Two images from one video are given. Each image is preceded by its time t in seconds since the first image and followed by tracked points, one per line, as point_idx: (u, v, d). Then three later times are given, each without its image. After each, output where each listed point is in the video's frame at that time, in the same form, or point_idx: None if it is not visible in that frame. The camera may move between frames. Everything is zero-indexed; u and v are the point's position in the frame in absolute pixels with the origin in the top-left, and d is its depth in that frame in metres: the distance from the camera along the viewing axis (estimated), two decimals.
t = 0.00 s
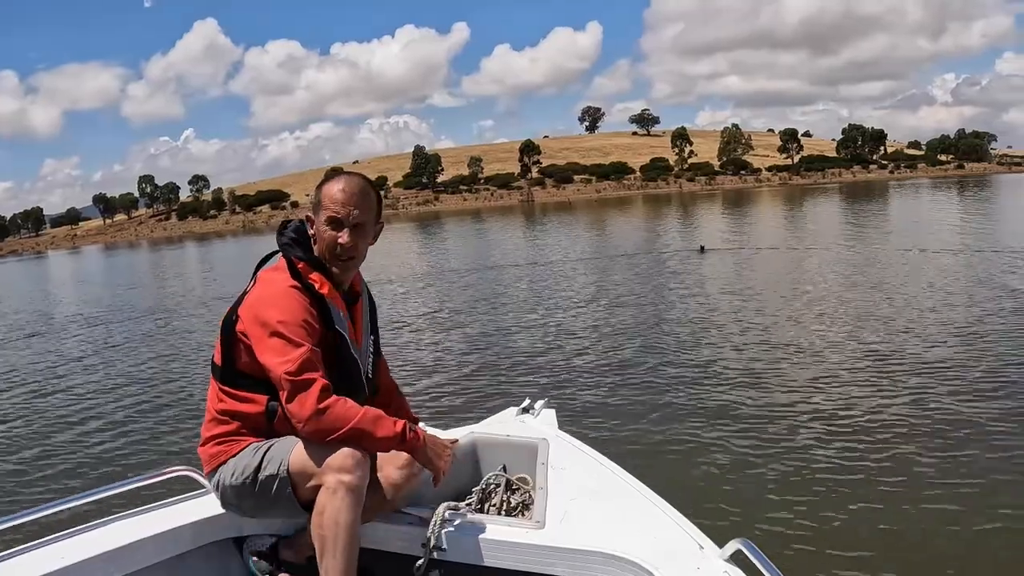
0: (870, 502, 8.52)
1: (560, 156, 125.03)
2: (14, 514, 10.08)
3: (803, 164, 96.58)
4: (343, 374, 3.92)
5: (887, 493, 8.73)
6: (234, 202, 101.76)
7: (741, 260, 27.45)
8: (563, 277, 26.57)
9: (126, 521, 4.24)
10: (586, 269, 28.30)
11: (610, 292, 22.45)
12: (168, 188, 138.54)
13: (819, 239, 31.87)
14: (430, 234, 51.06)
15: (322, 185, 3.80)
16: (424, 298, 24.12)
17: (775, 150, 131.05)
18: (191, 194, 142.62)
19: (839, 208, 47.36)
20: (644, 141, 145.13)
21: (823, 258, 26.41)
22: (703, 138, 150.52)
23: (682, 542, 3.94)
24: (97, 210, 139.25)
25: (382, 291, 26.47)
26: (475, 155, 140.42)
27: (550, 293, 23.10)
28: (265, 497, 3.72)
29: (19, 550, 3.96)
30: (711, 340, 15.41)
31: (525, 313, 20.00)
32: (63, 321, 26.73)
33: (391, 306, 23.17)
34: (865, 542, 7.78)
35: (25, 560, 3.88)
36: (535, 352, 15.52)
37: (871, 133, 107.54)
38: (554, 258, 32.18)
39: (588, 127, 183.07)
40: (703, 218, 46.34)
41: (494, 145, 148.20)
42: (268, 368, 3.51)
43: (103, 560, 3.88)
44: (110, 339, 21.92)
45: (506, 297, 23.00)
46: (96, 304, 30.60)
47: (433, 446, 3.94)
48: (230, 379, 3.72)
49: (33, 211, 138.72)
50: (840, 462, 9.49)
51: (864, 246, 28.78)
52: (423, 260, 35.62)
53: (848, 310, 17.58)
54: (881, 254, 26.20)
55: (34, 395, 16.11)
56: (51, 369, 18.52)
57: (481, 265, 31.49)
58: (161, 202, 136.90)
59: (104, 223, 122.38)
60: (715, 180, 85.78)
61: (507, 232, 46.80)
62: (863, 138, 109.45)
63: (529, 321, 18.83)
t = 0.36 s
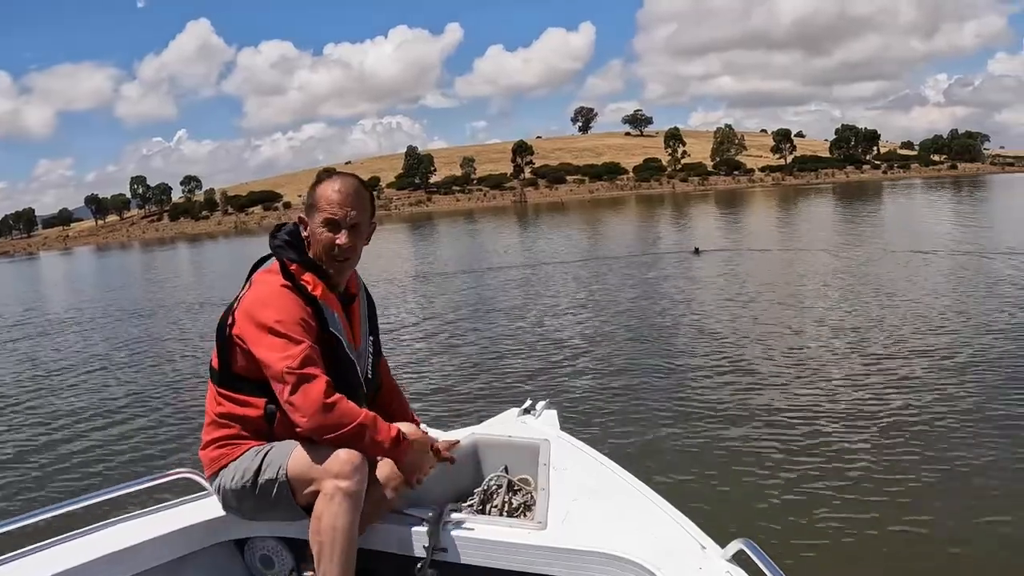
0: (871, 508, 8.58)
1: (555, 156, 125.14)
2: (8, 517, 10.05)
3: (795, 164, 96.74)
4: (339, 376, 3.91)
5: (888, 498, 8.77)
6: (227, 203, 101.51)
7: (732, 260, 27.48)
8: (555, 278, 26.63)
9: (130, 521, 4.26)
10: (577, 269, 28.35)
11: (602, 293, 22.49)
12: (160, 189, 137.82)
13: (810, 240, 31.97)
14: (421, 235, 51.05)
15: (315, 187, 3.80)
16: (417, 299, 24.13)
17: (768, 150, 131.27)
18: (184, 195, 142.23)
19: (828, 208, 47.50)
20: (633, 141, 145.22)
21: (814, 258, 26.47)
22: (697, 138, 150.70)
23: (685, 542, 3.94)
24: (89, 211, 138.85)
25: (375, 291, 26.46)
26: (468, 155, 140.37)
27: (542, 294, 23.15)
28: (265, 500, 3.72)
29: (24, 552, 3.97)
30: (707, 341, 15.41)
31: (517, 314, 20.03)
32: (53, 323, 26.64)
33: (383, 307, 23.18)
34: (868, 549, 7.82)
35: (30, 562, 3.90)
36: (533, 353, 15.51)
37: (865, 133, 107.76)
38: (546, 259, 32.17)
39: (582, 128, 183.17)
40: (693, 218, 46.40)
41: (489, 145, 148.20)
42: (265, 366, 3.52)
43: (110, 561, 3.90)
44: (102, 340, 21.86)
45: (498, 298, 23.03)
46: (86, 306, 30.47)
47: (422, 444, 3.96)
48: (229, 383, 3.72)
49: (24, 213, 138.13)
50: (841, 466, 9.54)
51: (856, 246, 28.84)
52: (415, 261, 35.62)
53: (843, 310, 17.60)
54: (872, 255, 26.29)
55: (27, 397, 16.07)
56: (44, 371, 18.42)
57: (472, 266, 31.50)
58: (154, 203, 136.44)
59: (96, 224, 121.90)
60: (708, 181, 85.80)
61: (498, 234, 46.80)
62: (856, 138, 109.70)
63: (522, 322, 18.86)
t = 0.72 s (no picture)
0: (870, 507, 8.61)
1: (548, 157, 125.26)
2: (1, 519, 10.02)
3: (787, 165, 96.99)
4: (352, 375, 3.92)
5: (886, 497, 8.80)
6: (219, 204, 101.29)
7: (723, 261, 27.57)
8: (546, 278, 26.71)
9: (132, 522, 4.27)
10: (568, 270, 28.42)
11: (594, 293, 22.56)
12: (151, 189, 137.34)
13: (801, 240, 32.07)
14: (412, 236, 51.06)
15: (331, 182, 3.81)
16: (409, 300, 24.15)
17: (761, 150, 131.56)
18: (176, 196, 141.81)
19: (817, 209, 47.69)
20: (625, 142, 145.44)
21: (805, 259, 26.57)
22: (690, 138, 150.97)
23: (686, 543, 3.95)
24: (80, 212, 138.17)
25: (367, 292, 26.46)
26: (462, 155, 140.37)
27: (535, 294, 23.21)
28: (269, 501, 3.73)
29: (26, 552, 3.98)
30: (702, 341, 15.47)
31: (510, 314, 20.09)
32: (44, 324, 26.52)
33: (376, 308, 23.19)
34: (866, 548, 7.85)
35: (33, 562, 3.90)
36: (530, 353, 15.51)
37: (857, 133, 108.12)
38: (537, 260, 32.24)
39: (575, 128, 183.34)
40: (684, 219, 46.51)
41: (482, 146, 148.22)
42: (289, 359, 3.51)
43: (112, 561, 3.91)
44: (94, 342, 21.80)
45: (491, 299, 23.07)
46: (76, 307, 30.36)
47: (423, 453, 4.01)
48: (239, 385, 3.74)
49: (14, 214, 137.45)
50: (839, 465, 9.57)
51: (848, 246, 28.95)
52: (407, 261, 35.64)
53: (837, 310, 17.66)
54: (862, 255, 26.43)
55: (19, 398, 16.01)
56: (36, 373, 18.36)
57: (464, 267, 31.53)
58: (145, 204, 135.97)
59: (86, 225, 121.37)
60: (701, 181, 85.95)
61: (489, 234, 46.83)
62: (849, 138, 110.07)
63: (515, 323, 18.90)
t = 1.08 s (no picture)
0: (868, 506, 8.64)
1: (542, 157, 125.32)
2: None
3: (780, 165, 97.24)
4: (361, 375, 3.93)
5: (885, 498, 8.83)
6: (212, 205, 101.04)
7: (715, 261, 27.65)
8: (539, 278, 26.77)
9: (131, 521, 4.25)
10: (560, 270, 28.46)
11: (587, 294, 22.61)
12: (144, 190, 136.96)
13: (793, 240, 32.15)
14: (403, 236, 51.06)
15: (342, 183, 3.83)
16: (402, 300, 24.17)
17: (754, 150, 131.84)
18: (169, 196, 141.31)
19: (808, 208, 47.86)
20: (619, 142, 145.66)
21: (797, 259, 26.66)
22: (684, 138, 151.20)
23: (685, 542, 3.95)
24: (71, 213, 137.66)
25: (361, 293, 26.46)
26: (456, 155, 140.33)
27: (528, 295, 23.22)
28: (272, 501, 3.75)
29: (25, 551, 3.97)
30: (695, 341, 15.50)
31: (503, 315, 20.11)
32: (35, 326, 26.40)
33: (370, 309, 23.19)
34: (866, 548, 7.88)
35: (30, 561, 3.89)
36: (525, 354, 15.52)
37: (849, 133, 108.46)
38: (529, 260, 32.29)
39: (569, 128, 183.54)
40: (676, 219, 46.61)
41: (476, 147, 148.22)
42: (299, 362, 3.47)
43: (110, 560, 3.89)
44: (85, 344, 21.72)
45: (484, 299, 23.10)
46: (67, 309, 30.25)
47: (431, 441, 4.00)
48: (245, 388, 3.74)
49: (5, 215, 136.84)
50: (835, 464, 9.61)
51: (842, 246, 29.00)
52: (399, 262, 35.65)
53: (829, 310, 17.73)
54: (853, 255, 26.53)
55: (12, 400, 15.93)
56: (27, 375, 18.28)
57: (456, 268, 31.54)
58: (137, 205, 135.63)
59: (77, 226, 120.88)
60: (694, 181, 86.10)
61: (481, 235, 46.87)
62: (842, 138, 110.43)
63: (508, 323, 18.92)
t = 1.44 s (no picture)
0: (863, 505, 8.67)
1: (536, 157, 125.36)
2: None
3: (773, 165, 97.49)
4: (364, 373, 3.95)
5: (880, 496, 8.86)
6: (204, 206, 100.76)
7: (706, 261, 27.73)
8: (531, 279, 26.82)
9: (127, 519, 4.24)
10: (552, 271, 28.51)
11: (579, 294, 22.65)
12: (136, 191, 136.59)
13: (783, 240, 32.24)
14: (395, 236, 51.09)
15: (353, 183, 3.87)
16: (395, 302, 24.18)
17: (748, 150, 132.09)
18: (161, 197, 140.97)
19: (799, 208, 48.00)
20: (613, 142, 145.82)
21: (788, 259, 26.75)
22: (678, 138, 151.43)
23: (685, 542, 3.96)
24: (63, 213, 137.10)
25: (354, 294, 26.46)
26: (449, 156, 140.29)
27: (520, 296, 23.25)
28: (278, 501, 3.75)
29: (22, 550, 3.95)
30: (688, 341, 15.55)
31: (497, 316, 20.15)
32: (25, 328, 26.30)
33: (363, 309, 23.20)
34: (862, 546, 7.91)
35: (27, 560, 3.88)
36: (518, 355, 15.53)
37: (842, 133, 108.77)
38: (521, 261, 32.37)
39: (563, 129, 183.63)
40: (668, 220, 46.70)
41: (470, 147, 148.20)
42: (304, 360, 3.47)
43: (109, 558, 3.89)
44: (77, 345, 21.66)
45: (476, 300, 23.13)
46: (58, 310, 30.16)
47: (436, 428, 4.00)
48: (249, 387, 3.73)
49: None
50: (830, 463, 9.64)
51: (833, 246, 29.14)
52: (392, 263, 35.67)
53: (821, 310, 17.79)
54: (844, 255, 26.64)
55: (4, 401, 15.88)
56: (19, 376, 18.21)
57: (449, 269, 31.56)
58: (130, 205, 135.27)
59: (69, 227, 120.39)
60: (687, 181, 86.25)
61: (473, 235, 46.90)
62: (835, 138, 110.77)
63: (501, 324, 18.94)
